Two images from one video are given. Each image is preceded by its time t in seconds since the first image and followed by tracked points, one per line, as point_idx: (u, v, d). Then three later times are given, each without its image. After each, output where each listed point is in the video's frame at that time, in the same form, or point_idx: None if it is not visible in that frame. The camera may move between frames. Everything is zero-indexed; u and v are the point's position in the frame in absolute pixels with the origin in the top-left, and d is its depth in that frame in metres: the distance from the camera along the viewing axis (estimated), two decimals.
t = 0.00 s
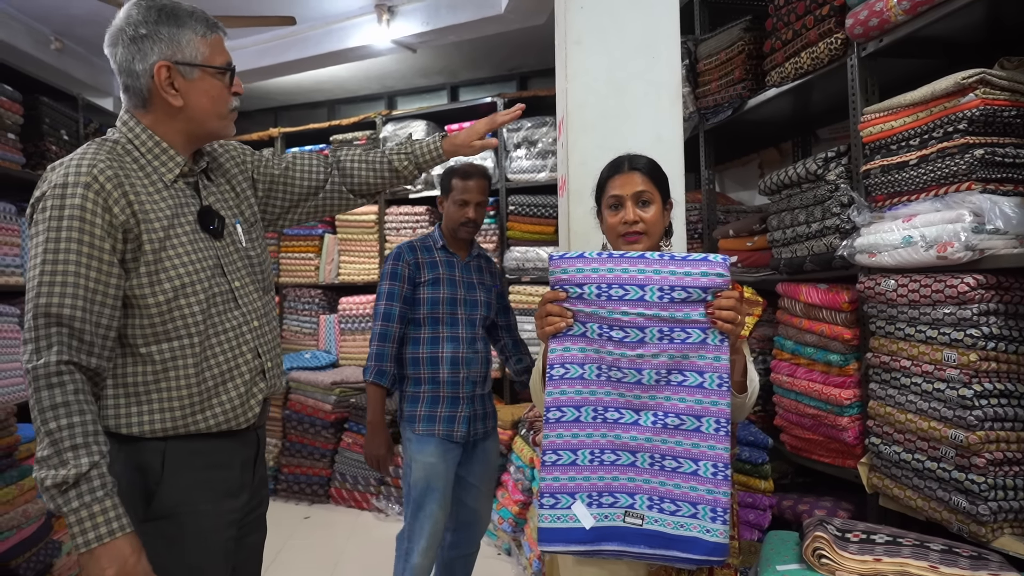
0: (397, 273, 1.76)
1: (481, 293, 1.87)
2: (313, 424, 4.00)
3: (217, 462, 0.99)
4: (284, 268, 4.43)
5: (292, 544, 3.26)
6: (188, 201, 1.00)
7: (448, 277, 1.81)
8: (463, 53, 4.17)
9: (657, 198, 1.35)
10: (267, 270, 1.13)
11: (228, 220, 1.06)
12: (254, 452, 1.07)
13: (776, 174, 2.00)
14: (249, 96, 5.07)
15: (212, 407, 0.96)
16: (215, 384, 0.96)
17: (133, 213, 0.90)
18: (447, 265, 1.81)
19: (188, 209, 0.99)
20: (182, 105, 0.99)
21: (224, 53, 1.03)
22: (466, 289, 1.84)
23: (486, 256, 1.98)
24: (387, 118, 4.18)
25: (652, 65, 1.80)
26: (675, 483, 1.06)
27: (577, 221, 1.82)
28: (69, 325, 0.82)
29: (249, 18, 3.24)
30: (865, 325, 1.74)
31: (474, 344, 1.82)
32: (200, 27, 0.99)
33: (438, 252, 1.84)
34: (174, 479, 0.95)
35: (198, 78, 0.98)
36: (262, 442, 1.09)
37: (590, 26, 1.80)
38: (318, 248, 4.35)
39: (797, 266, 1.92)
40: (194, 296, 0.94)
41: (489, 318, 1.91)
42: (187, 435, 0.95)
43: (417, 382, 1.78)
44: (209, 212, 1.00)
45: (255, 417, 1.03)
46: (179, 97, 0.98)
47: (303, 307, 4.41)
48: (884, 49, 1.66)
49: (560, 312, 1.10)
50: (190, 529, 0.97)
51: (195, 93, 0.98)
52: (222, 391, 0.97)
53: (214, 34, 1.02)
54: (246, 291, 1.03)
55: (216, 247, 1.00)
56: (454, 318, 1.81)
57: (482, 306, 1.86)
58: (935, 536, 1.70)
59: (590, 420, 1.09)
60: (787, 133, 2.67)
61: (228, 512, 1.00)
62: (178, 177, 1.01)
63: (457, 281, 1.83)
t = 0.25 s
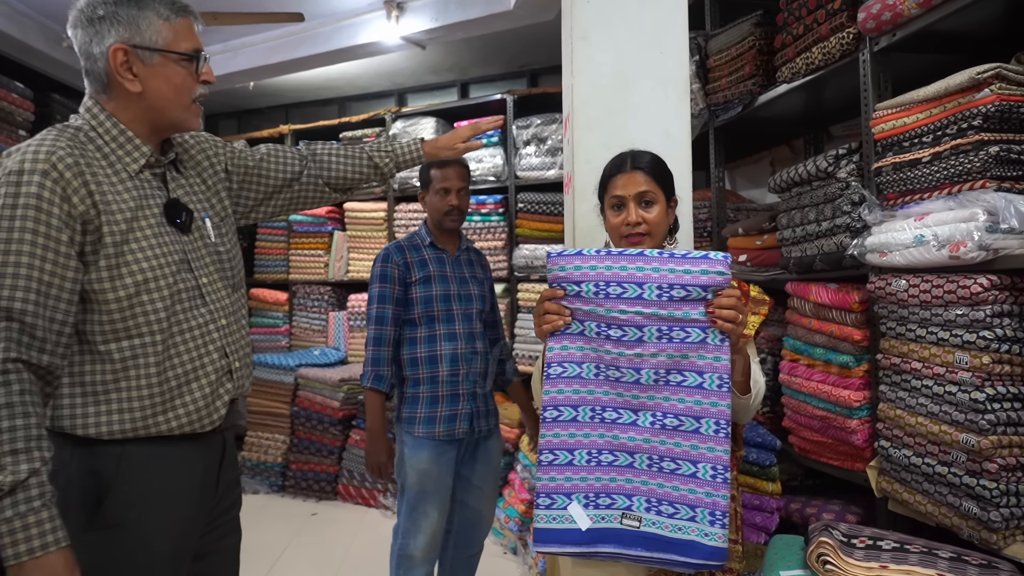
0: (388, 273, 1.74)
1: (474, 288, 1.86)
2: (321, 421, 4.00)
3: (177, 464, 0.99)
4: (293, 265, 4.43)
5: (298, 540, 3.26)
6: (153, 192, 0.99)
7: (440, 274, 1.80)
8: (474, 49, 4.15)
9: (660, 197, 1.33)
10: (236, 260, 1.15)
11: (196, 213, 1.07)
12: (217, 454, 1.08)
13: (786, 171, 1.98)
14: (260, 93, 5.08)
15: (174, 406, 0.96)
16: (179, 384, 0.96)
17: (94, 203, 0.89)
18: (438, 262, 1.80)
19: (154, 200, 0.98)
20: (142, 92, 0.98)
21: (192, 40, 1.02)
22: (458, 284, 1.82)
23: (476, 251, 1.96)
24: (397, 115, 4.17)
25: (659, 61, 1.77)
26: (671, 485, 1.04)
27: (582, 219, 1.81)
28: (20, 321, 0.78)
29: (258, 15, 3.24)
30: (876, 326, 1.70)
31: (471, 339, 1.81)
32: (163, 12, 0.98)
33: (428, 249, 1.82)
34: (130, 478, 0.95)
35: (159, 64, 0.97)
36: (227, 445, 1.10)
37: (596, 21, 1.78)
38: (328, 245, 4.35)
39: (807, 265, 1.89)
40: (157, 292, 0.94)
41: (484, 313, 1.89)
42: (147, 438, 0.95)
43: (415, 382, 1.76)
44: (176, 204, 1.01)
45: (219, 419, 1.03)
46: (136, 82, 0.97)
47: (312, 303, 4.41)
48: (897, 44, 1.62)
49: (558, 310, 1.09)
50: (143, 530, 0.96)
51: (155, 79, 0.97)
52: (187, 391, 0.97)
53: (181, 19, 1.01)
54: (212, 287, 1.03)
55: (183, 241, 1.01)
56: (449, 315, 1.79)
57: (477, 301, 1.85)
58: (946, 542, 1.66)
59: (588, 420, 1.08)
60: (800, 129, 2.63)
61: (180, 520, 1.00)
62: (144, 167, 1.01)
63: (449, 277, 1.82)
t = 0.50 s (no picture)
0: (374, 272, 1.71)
1: (464, 282, 1.83)
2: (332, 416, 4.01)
3: (114, 469, 0.95)
4: (306, 260, 4.44)
5: (307, 535, 3.26)
6: (101, 186, 0.96)
7: (429, 270, 1.77)
8: (487, 44, 4.13)
9: (665, 191, 1.30)
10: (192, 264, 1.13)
11: (148, 211, 1.03)
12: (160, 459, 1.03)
13: (798, 168, 1.94)
14: (275, 88, 5.09)
15: (111, 408, 0.92)
16: (117, 388, 0.92)
17: (31, 194, 0.85)
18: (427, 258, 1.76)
19: (99, 194, 0.95)
20: (91, 80, 0.94)
21: (148, 26, 0.97)
22: (448, 280, 1.80)
23: (466, 243, 1.93)
24: (409, 110, 4.15)
25: (668, 54, 1.72)
26: (665, 490, 1.04)
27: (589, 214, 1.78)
28: None
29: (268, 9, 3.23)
30: (888, 326, 1.66)
31: (462, 336, 1.79)
32: None
33: (415, 245, 1.79)
34: (61, 483, 0.91)
35: (108, 51, 0.94)
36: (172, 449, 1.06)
37: (603, 15, 1.75)
38: (340, 240, 4.35)
39: (818, 264, 1.85)
40: (94, 288, 0.90)
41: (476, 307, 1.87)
42: (81, 441, 0.91)
43: (406, 381, 1.74)
44: (124, 200, 0.96)
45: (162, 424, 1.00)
46: (84, 69, 0.93)
47: (325, 298, 4.42)
48: (914, 36, 1.57)
49: (550, 311, 1.11)
50: (75, 539, 0.92)
51: (103, 67, 0.94)
52: (125, 394, 0.93)
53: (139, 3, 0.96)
54: (158, 286, 1.00)
55: (130, 238, 0.97)
56: (439, 312, 1.77)
57: (467, 296, 1.82)
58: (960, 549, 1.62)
59: (580, 421, 1.10)
60: (816, 124, 2.57)
61: (120, 528, 0.96)
62: (91, 159, 0.96)
63: (438, 273, 1.79)
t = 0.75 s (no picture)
0: (382, 268, 1.71)
1: (474, 277, 1.83)
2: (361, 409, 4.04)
3: (95, 464, 0.93)
4: (336, 254, 4.48)
5: (335, 526, 3.30)
6: (78, 179, 0.93)
7: (439, 266, 1.76)
8: (515, 36, 4.11)
9: (687, 184, 1.27)
10: (175, 265, 1.10)
11: (131, 206, 1.01)
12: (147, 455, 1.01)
13: (828, 159, 1.89)
14: (305, 84, 5.14)
15: (88, 400, 0.90)
16: (94, 379, 0.90)
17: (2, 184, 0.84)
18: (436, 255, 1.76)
19: (76, 187, 0.92)
20: (61, 72, 0.93)
21: (119, 16, 0.95)
22: (459, 274, 1.80)
23: (475, 236, 1.93)
24: (437, 104, 4.15)
25: (693, 43, 1.69)
26: (679, 490, 1.02)
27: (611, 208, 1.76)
28: None
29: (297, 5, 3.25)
30: (922, 323, 1.61)
31: (472, 330, 1.79)
32: None
33: (423, 241, 1.78)
34: (41, 478, 0.90)
35: (76, 42, 0.92)
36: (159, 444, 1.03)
37: (626, 3, 1.71)
38: (369, 234, 4.38)
39: (849, 258, 1.80)
40: (69, 284, 0.88)
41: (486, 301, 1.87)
42: (58, 434, 0.89)
43: (418, 377, 1.74)
44: (103, 194, 0.94)
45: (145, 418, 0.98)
46: (54, 62, 0.92)
47: (354, 292, 4.45)
48: (950, 21, 1.51)
49: (566, 306, 1.09)
50: (57, 534, 0.91)
51: (71, 58, 0.92)
52: (103, 386, 0.91)
53: None
54: (139, 281, 0.98)
55: (110, 232, 0.95)
56: (450, 308, 1.77)
57: (477, 290, 1.82)
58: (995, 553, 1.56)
59: (595, 418, 1.08)
60: (849, 113, 2.51)
61: (102, 523, 0.94)
62: (69, 152, 0.94)
63: (447, 268, 1.78)
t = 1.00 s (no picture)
0: (394, 270, 1.77)
1: (486, 278, 1.81)
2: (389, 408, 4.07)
3: (97, 462, 0.93)
4: (365, 254, 4.53)
5: (362, 525, 3.33)
6: (80, 182, 0.93)
7: (448, 268, 1.77)
8: (543, 37, 4.10)
9: (704, 185, 1.25)
10: (185, 266, 1.10)
11: (136, 208, 1.01)
12: (154, 453, 1.01)
13: (856, 158, 1.85)
14: (336, 87, 5.20)
15: (90, 399, 0.90)
16: (97, 379, 0.91)
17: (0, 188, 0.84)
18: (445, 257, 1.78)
19: (78, 190, 0.93)
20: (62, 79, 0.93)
21: (113, 20, 0.94)
22: (470, 276, 1.79)
23: (495, 235, 1.91)
24: (465, 105, 4.17)
25: (715, 42, 1.66)
26: (697, 495, 1.01)
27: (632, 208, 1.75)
28: None
29: (325, 9, 3.29)
30: (952, 326, 1.56)
31: (484, 332, 1.78)
32: None
33: (435, 242, 1.81)
34: (48, 476, 0.91)
35: (72, 49, 0.92)
36: (166, 442, 1.04)
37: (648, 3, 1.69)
38: (398, 235, 4.42)
39: (878, 260, 1.75)
40: (68, 287, 0.88)
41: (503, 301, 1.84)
42: (63, 432, 0.91)
43: (430, 377, 1.78)
44: (105, 197, 0.94)
45: (150, 416, 0.98)
46: (53, 69, 0.93)
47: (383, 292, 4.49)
48: (983, 15, 1.47)
49: (582, 309, 1.08)
50: (63, 532, 0.92)
51: (70, 65, 0.92)
52: (107, 385, 0.91)
53: None
54: (143, 282, 0.98)
55: (113, 234, 0.95)
56: (460, 309, 1.77)
57: (489, 291, 1.80)
58: None
59: (612, 422, 1.07)
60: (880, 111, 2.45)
61: (107, 521, 0.95)
62: (71, 155, 0.95)
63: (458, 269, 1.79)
